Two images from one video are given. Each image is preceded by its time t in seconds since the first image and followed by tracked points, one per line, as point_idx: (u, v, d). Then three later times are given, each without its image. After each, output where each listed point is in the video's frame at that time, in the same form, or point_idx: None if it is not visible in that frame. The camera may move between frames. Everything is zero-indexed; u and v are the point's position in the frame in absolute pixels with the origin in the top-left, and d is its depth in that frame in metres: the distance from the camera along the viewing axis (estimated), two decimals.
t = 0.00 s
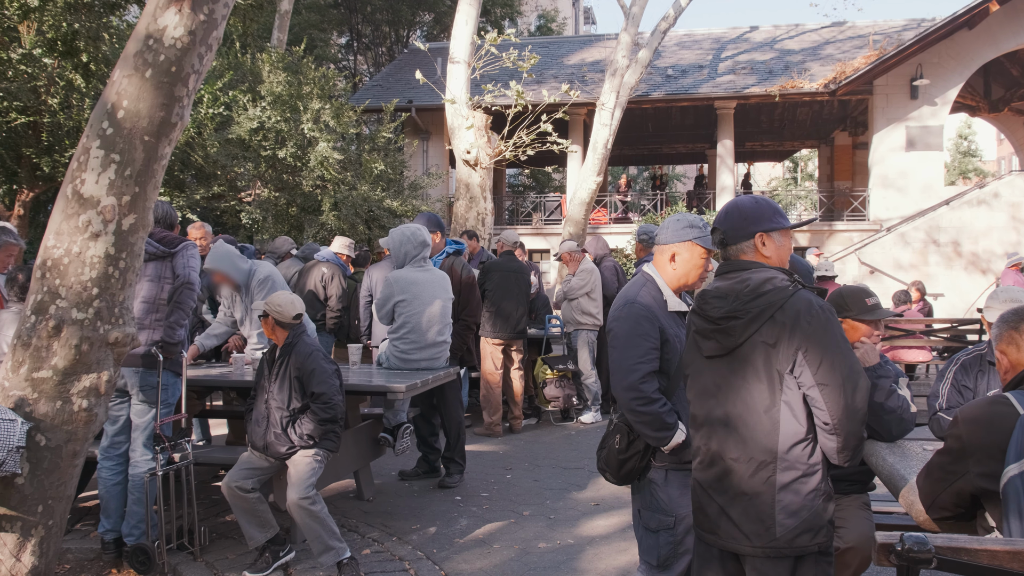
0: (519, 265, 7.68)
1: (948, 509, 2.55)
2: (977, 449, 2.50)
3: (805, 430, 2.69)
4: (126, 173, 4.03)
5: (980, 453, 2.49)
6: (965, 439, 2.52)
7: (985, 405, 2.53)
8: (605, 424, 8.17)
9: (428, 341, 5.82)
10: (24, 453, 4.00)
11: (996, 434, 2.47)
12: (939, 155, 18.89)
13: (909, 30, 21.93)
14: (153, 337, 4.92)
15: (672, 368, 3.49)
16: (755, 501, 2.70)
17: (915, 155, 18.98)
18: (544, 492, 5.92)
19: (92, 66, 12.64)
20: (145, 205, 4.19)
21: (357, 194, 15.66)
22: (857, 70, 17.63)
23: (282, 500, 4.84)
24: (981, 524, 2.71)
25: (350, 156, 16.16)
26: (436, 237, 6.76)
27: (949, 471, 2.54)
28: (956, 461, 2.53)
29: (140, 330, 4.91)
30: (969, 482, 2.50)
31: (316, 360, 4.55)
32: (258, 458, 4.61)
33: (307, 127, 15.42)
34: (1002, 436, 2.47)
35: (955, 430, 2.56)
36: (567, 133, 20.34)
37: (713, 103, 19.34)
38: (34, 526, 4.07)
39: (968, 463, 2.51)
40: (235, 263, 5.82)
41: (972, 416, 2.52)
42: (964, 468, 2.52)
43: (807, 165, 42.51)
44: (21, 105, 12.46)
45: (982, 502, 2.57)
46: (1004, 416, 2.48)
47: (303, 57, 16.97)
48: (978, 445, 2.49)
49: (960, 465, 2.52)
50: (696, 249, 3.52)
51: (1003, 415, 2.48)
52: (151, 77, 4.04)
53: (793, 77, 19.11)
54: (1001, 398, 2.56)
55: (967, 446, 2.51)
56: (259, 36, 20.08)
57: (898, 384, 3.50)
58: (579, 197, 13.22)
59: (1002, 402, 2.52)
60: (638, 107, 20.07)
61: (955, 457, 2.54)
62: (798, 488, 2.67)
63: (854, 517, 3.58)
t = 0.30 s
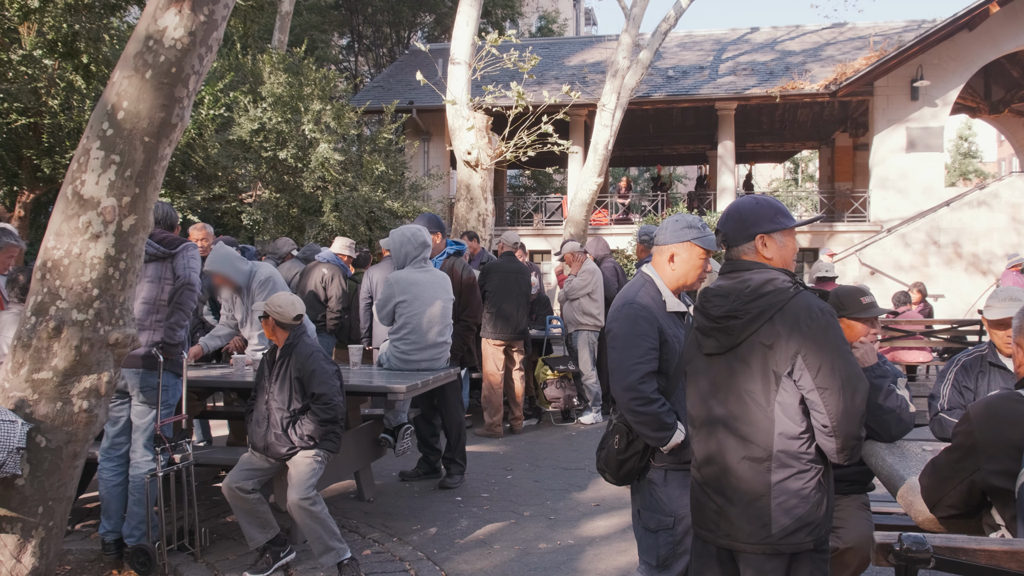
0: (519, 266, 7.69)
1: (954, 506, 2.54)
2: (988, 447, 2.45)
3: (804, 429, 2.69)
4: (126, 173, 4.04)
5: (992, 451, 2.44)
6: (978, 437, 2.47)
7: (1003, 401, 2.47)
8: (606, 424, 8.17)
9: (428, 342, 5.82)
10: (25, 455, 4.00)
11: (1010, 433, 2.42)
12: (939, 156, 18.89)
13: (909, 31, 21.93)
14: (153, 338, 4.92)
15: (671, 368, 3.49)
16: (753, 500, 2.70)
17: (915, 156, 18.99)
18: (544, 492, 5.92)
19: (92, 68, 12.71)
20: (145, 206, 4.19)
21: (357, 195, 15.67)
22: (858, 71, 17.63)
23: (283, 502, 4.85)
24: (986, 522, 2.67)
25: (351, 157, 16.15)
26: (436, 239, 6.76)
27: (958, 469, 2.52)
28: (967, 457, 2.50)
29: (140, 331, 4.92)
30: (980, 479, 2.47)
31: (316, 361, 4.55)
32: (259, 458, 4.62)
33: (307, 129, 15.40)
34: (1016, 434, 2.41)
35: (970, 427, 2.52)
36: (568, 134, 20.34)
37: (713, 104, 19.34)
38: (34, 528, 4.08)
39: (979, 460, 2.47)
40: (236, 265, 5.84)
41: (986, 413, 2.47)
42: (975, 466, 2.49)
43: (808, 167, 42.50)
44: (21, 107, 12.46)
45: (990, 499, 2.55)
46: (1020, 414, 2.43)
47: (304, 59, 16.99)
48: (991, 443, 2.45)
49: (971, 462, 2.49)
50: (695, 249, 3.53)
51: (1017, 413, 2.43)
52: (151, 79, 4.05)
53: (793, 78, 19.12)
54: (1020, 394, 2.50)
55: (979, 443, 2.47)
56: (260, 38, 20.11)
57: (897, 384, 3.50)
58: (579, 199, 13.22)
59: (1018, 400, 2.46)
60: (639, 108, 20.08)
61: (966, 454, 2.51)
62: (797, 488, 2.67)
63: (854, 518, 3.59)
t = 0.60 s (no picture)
0: (517, 267, 7.69)
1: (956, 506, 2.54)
2: (988, 446, 2.46)
3: (798, 427, 2.70)
4: (124, 174, 4.03)
5: (991, 450, 2.45)
6: (977, 436, 2.48)
7: (1003, 400, 2.48)
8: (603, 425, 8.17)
9: (426, 343, 5.82)
10: (21, 456, 4.00)
11: (1009, 430, 2.42)
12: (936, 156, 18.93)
13: (906, 32, 21.98)
14: (150, 339, 4.92)
15: (667, 369, 3.50)
16: (751, 500, 2.71)
17: (912, 157, 19.02)
18: (542, 493, 5.92)
19: (90, 67, 12.80)
20: (143, 207, 4.19)
21: (355, 195, 15.66)
22: (855, 72, 17.65)
23: (280, 503, 4.85)
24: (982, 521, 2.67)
25: (348, 157, 16.13)
26: (434, 240, 6.75)
27: (959, 468, 2.52)
28: (966, 457, 2.50)
29: (137, 332, 4.91)
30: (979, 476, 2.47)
31: (313, 361, 4.55)
32: (256, 460, 4.61)
33: (305, 129, 15.41)
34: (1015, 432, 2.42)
35: (969, 425, 2.52)
36: (566, 135, 20.35)
37: (711, 105, 19.35)
38: (31, 530, 4.07)
39: (977, 458, 2.48)
40: (232, 267, 5.81)
41: (985, 413, 2.47)
42: (975, 465, 2.49)
43: (806, 167, 42.52)
44: (18, 107, 12.44)
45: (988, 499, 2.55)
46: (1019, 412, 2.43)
47: (302, 59, 16.99)
48: (990, 441, 2.45)
49: (970, 460, 2.49)
50: (690, 250, 3.53)
51: (1016, 411, 2.43)
52: (149, 79, 4.04)
53: (791, 79, 19.15)
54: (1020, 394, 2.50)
55: (979, 441, 2.48)
56: (258, 38, 20.09)
57: (892, 384, 3.51)
58: (577, 199, 13.22)
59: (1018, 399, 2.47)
60: (637, 109, 20.11)
61: (965, 453, 2.51)
62: (793, 487, 2.68)
63: (851, 518, 3.59)
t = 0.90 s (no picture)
0: (512, 268, 7.71)
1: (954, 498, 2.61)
2: (972, 448, 2.52)
3: (788, 428, 2.72)
4: (117, 174, 4.03)
5: (976, 453, 2.52)
6: (963, 437, 2.54)
7: (985, 405, 2.55)
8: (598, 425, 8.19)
9: (420, 343, 5.83)
10: (14, 458, 3.99)
11: (991, 432, 2.51)
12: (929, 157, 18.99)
13: (900, 33, 22.05)
14: (144, 340, 4.91)
15: (659, 368, 3.51)
16: (742, 498, 2.72)
17: (906, 157, 19.08)
18: (536, 493, 5.93)
19: (83, 68, 12.36)
20: (136, 208, 4.18)
21: (350, 196, 15.66)
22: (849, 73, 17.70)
23: (274, 504, 4.85)
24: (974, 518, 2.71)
25: (343, 157, 16.12)
26: (427, 240, 6.75)
27: (951, 471, 2.56)
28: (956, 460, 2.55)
29: (131, 332, 4.90)
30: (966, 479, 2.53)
31: (307, 361, 4.55)
32: (250, 460, 4.61)
33: (299, 129, 15.42)
34: (994, 433, 2.51)
35: (955, 428, 2.58)
36: (561, 135, 20.36)
37: (706, 106, 19.37)
38: (25, 531, 4.06)
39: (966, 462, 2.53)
40: (224, 267, 5.85)
41: (969, 418, 2.54)
42: (963, 466, 2.54)
43: (800, 167, 42.57)
44: (11, 107, 12.56)
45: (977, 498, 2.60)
46: (1001, 414, 2.51)
47: (296, 59, 16.99)
48: (975, 443, 2.52)
49: (958, 461, 2.54)
50: (676, 246, 3.55)
51: (998, 414, 2.51)
52: (142, 80, 4.04)
53: (785, 79, 19.20)
54: (999, 395, 2.59)
55: (964, 445, 2.54)
56: (253, 38, 20.08)
57: (885, 384, 3.54)
58: (571, 200, 13.24)
59: (999, 401, 2.55)
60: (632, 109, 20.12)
61: (953, 454, 2.56)
62: (784, 486, 2.69)
63: (844, 517, 3.62)
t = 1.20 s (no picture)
0: (503, 268, 7.70)
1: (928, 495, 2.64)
2: (946, 446, 2.56)
3: (777, 429, 2.73)
4: (105, 174, 4.00)
5: (949, 452, 2.55)
6: (936, 437, 2.58)
7: (955, 402, 2.59)
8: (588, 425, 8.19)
9: (410, 344, 5.82)
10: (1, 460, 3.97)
11: (962, 429, 2.54)
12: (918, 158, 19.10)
13: (889, 33, 22.16)
14: (132, 341, 4.87)
15: (648, 368, 3.52)
16: (732, 498, 2.73)
17: (895, 158, 19.17)
18: (527, 493, 5.93)
19: (71, 66, 12.42)
20: (124, 208, 4.15)
21: (340, 196, 15.63)
22: (838, 74, 17.79)
23: (263, 505, 4.83)
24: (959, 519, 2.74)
25: (333, 157, 16.08)
26: (417, 240, 6.74)
27: (933, 470, 2.59)
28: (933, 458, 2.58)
29: (119, 333, 4.87)
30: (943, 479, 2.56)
31: (296, 362, 4.54)
32: (239, 461, 4.59)
33: (289, 129, 15.38)
34: (966, 430, 2.54)
35: (929, 427, 2.63)
36: (551, 135, 20.37)
37: (697, 106, 19.42)
38: (11, 533, 4.03)
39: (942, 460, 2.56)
40: (211, 269, 5.83)
41: (940, 418, 2.58)
42: (940, 465, 2.57)
43: (791, 167, 42.70)
44: None
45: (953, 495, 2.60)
46: (971, 411, 2.55)
47: (286, 58, 16.96)
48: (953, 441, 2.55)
49: (934, 460, 2.58)
50: (662, 245, 3.56)
51: (968, 411, 2.55)
52: (130, 79, 4.02)
53: (774, 80, 19.27)
54: (970, 392, 2.62)
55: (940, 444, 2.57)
56: (243, 37, 20.01)
57: (875, 383, 3.56)
58: (563, 199, 13.24)
59: (969, 399, 2.58)
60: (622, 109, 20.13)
61: (929, 453, 2.60)
62: (774, 485, 2.70)
63: (832, 516, 3.63)
